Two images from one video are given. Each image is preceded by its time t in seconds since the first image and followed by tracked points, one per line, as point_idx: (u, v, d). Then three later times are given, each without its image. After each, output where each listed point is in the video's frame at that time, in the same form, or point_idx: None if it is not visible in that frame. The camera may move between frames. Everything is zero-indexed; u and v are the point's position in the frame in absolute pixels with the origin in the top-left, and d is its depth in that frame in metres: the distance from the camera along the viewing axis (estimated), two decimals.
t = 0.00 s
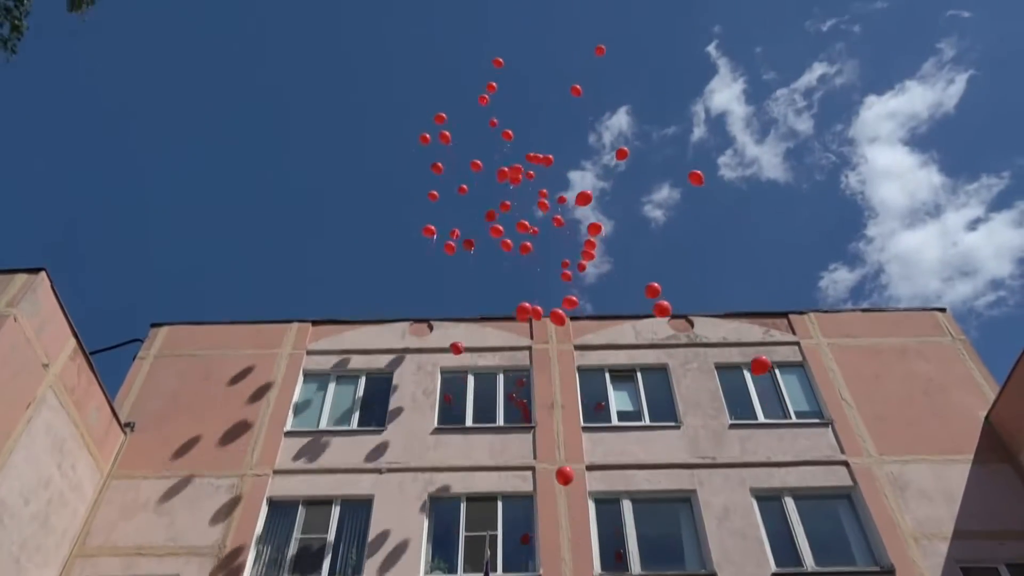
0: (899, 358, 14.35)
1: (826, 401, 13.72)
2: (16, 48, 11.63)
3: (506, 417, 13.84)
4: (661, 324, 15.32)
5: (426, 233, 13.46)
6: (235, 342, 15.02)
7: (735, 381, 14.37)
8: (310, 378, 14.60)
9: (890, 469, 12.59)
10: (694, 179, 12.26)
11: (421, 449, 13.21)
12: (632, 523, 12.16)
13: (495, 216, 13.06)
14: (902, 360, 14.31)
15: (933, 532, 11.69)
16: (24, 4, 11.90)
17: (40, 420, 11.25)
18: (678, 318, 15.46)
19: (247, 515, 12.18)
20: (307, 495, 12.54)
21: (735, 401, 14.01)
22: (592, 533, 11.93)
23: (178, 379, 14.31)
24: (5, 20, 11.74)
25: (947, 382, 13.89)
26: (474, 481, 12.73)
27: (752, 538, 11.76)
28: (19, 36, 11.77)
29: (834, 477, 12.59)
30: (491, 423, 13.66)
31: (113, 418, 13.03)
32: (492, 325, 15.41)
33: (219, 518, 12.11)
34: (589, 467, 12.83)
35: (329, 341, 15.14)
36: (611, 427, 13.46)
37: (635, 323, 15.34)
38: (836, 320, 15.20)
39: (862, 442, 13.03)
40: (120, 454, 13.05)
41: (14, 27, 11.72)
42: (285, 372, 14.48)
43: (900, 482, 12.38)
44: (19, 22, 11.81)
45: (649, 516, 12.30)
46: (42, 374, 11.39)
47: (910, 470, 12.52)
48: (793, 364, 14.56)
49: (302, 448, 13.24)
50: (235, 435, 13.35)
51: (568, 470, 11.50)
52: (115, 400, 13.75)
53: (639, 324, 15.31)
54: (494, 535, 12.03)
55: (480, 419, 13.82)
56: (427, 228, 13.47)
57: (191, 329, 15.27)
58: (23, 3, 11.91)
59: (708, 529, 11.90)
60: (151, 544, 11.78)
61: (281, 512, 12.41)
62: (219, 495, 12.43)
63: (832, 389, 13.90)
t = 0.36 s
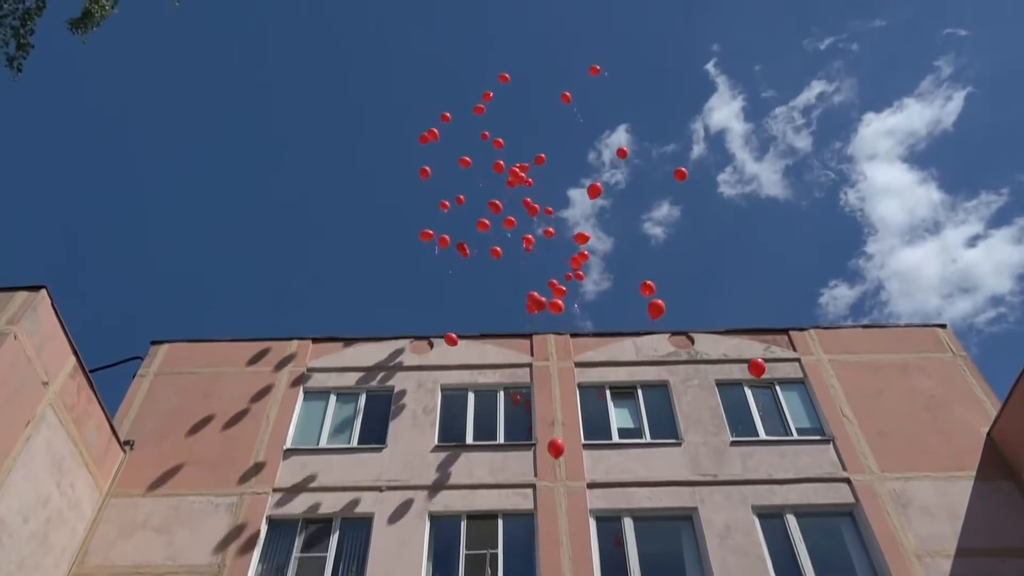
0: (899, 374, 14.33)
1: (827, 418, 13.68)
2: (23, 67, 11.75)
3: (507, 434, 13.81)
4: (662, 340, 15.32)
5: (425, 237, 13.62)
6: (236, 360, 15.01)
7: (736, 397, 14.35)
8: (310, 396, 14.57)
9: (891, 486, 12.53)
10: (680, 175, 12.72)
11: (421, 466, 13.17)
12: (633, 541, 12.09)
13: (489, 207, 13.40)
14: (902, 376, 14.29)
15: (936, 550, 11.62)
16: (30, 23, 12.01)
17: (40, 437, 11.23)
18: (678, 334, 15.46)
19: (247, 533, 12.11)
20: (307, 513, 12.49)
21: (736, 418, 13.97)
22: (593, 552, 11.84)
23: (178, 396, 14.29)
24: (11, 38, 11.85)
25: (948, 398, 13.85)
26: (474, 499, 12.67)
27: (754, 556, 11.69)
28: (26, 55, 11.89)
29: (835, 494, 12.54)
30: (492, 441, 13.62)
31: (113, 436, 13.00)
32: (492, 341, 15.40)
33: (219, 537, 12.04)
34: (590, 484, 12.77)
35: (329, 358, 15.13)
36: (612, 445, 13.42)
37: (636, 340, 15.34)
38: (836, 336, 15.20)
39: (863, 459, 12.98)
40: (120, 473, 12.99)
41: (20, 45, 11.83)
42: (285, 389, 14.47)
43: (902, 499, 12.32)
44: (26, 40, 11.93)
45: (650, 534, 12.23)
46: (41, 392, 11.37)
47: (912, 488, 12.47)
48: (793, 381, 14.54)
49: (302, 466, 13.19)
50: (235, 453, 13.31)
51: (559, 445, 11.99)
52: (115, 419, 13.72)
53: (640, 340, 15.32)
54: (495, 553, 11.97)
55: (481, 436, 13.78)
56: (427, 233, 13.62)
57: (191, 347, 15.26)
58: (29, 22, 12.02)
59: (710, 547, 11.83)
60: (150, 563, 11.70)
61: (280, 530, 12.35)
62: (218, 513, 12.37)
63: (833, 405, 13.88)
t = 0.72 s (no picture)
0: (902, 390, 14.28)
1: (830, 434, 13.63)
2: (28, 83, 11.84)
3: (509, 450, 13.76)
4: (663, 356, 15.30)
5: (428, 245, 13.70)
6: (237, 375, 15.00)
7: (738, 413, 14.31)
8: (312, 412, 14.54)
9: (895, 502, 12.46)
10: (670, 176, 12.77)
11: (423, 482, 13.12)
12: (635, 558, 12.03)
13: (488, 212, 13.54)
14: (905, 392, 14.25)
15: (941, 567, 11.54)
16: (35, 40, 12.09)
17: (40, 453, 11.20)
18: (680, 350, 15.44)
19: (247, 550, 12.05)
20: (308, 530, 12.43)
21: (739, 433, 13.93)
22: (595, 570, 11.77)
23: (178, 412, 14.26)
24: (16, 54, 11.94)
25: (952, 414, 13.80)
26: (476, 516, 12.61)
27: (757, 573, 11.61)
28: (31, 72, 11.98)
29: (839, 510, 12.47)
30: (493, 457, 13.58)
31: (113, 452, 12.97)
32: (493, 357, 15.38)
33: (218, 554, 11.98)
34: (591, 501, 12.72)
35: (330, 373, 15.10)
36: (614, 461, 13.36)
37: (637, 355, 15.32)
38: (838, 351, 15.17)
39: (866, 476, 12.91)
40: (119, 489, 12.95)
41: (26, 62, 11.91)
42: (286, 405, 14.42)
43: (906, 516, 12.25)
44: (31, 57, 12.01)
45: (653, 551, 12.17)
46: (42, 408, 11.35)
47: (916, 504, 12.39)
48: (796, 396, 14.50)
49: (302, 483, 13.14)
50: (235, 469, 13.27)
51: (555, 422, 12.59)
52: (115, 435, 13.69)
53: (641, 356, 15.29)
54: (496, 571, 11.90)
55: (482, 453, 13.74)
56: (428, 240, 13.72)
57: (192, 363, 15.24)
58: (34, 39, 12.10)
59: (713, 565, 11.76)
60: None
61: (281, 548, 12.30)
62: (219, 530, 12.31)
63: (835, 421, 13.83)
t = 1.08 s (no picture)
0: (905, 406, 14.24)
1: (833, 450, 13.57)
2: (32, 100, 11.92)
3: (511, 466, 13.70)
4: (665, 371, 15.27)
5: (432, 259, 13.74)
6: (238, 391, 14.98)
7: (741, 429, 14.25)
8: (313, 428, 14.50)
9: (900, 518, 12.39)
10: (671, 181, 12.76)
11: (424, 498, 13.06)
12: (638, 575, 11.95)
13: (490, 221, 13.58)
14: (908, 407, 14.20)
15: None
16: (41, 58, 12.19)
17: (41, 469, 11.17)
18: (682, 365, 15.41)
19: (248, 567, 11.99)
20: (309, 547, 12.36)
21: (742, 449, 13.87)
22: None
23: (180, 427, 14.24)
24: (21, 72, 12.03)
25: (955, 430, 13.74)
26: (478, 533, 12.54)
27: None
28: (36, 88, 12.07)
29: (843, 527, 12.40)
30: (496, 473, 13.53)
31: (114, 468, 12.93)
32: (495, 372, 15.35)
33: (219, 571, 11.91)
34: (594, 517, 12.65)
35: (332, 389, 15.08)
36: (616, 476, 13.31)
37: (639, 371, 15.28)
38: (841, 367, 15.13)
39: (871, 492, 12.84)
40: (120, 505, 12.89)
41: (30, 80, 12.00)
42: (287, 422, 14.38)
43: (911, 532, 12.17)
44: (35, 74, 12.09)
45: (656, 568, 12.09)
46: (44, 424, 11.34)
47: (922, 520, 12.31)
48: (799, 412, 14.46)
49: (303, 499, 13.08)
50: (236, 486, 13.22)
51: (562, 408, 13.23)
52: (116, 451, 13.66)
53: (644, 371, 15.26)
54: None
55: (484, 469, 13.68)
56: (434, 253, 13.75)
57: (193, 378, 15.22)
58: (39, 57, 12.20)
59: None
60: None
61: (282, 565, 12.23)
62: (219, 547, 12.25)
63: (839, 437, 13.77)
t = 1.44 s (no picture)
0: (908, 420, 14.20)
1: (836, 465, 13.52)
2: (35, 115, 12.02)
3: (512, 480, 13.67)
4: (667, 385, 15.25)
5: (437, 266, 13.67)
6: (239, 405, 14.96)
7: (743, 443, 14.21)
8: (314, 442, 14.48)
9: (903, 533, 12.33)
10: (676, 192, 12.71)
11: (425, 512, 13.01)
12: None
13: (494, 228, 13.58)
14: (910, 421, 14.17)
15: None
16: (45, 74, 12.27)
17: (41, 482, 11.15)
18: (683, 379, 15.39)
19: None
20: (309, 562, 12.32)
21: (744, 463, 13.83)
22: None
23: (181, 441, 14.22)
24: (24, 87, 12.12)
25: (958, 444, 13.70)
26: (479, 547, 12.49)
27: None
28: (40, 103, 12.17)
29: (846, 542, 12.34)
30: (497, 487, 13.49)
31: (114, 481, 12.89)
32: (496, 386, 15.33)
33: None
34: (595, 532, 12.60)
35: (333, 403, 15.06)
36: (618, 491, 13.26)
37: (640, 384, 15.26)
38: (843, 381, 15.11)
39: (873, 506, 12.79)
40: (120, 519, 12.85)
41: (34, 95, 12.09)
42: (288, 435, 14.36)
43: (914, 547, 12.11)
44: (39, 89, 12.18)
45: None
46: (44, 438, 11.33)
47: (925, 535, 12.26)
48: (800, 426, 14.43)
49: (304, 513, 13.04)
50: (236, 500, 13.18)
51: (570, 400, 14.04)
52: (116, 465, 13.62)
53: (645, 385, 15.24)
54: None
55: (485, 483, 13.64)
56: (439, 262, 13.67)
57: (195, 392, 15.21)
58: (44, 72, 12.29)
59: None
60: None
61: None
62: (220, 561, 12.20)
63: (841, 451, 13.73)
